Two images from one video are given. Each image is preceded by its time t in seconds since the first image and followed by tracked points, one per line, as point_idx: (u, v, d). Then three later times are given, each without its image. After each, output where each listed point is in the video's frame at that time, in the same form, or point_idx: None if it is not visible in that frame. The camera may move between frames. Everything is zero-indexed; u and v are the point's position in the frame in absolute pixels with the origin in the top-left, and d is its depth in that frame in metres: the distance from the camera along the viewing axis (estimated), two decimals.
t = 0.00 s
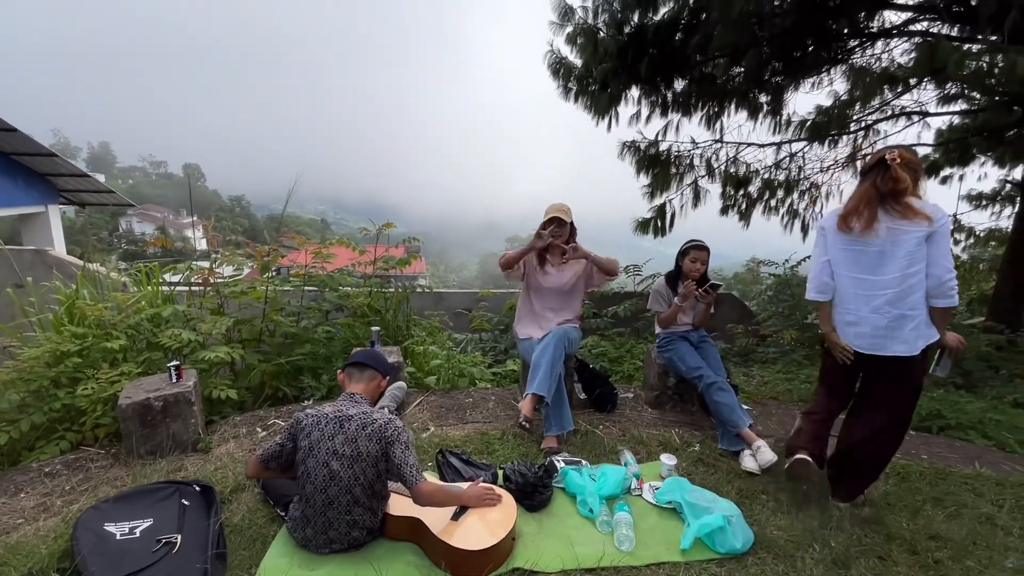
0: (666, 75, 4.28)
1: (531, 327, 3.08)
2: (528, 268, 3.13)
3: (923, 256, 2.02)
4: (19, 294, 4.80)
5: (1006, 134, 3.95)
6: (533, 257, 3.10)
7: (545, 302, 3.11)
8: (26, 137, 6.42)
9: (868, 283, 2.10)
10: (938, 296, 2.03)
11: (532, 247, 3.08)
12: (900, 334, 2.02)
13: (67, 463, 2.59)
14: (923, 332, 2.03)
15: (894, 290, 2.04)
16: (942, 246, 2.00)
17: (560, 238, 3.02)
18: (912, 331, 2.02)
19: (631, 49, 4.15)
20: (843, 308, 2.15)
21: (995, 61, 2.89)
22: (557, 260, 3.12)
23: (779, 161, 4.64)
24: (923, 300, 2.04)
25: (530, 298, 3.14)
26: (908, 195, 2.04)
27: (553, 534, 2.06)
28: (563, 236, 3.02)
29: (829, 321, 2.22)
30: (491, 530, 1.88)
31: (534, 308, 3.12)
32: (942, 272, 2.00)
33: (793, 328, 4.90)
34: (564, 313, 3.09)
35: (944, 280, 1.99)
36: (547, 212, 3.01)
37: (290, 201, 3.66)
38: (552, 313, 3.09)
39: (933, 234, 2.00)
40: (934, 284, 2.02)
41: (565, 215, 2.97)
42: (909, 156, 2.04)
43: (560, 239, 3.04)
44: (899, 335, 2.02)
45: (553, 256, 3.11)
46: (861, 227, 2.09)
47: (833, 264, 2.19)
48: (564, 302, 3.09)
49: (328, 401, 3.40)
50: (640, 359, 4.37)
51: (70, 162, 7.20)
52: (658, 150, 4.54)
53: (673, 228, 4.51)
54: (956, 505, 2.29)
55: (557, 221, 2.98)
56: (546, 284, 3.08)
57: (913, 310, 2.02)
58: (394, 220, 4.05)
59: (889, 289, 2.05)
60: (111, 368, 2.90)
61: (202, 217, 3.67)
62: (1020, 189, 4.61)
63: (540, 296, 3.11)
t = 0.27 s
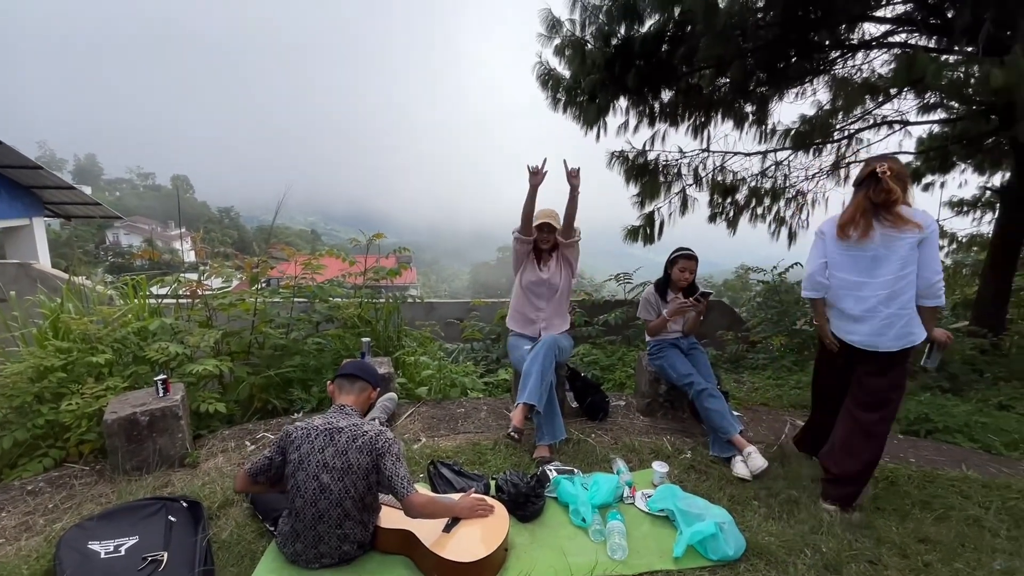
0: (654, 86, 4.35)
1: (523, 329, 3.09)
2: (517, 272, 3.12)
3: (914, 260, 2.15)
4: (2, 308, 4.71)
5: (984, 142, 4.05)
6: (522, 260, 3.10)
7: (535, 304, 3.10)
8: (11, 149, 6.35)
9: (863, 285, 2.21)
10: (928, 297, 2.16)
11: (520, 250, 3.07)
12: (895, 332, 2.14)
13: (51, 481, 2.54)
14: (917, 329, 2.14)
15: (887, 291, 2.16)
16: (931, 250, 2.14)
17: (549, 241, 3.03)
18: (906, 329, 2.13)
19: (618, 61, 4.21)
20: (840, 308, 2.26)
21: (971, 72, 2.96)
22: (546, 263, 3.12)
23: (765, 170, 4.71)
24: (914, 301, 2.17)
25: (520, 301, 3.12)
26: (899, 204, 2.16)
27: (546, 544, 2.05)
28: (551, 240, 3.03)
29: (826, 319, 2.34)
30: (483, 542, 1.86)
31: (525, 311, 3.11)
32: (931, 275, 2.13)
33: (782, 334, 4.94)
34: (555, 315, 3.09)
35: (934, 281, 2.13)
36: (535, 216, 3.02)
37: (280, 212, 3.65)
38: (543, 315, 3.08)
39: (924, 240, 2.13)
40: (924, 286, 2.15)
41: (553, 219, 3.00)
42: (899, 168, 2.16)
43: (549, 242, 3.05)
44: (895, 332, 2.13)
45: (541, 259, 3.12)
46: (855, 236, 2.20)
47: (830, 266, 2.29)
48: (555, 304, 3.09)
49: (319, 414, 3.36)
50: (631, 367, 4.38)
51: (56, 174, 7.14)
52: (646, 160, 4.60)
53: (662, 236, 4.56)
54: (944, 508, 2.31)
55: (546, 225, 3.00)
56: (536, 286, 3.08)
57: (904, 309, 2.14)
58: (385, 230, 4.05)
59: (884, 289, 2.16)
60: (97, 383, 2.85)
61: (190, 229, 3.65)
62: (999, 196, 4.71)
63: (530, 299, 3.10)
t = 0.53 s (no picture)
0: (645, 93, 4.38)
1: (516, 336, 3.08)
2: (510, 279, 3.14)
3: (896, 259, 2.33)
4: None
5: (970, 146, 4.12)
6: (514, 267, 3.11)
7: (527, 311, 3.10)
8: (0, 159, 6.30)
9: (847, 279, 2.45)
10: (910, 293, 2.31)
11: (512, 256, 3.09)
12: (867, 322, 2.37)
13: (40, 496, 2.50)
14: (893, 322, 2.34)
15: (867, 286, 2.38)
16: (916, 250, 2.29)
17: (538, 246, 3.04)
18: (880, 321, 2.35)
19: (609, 68, 4.25)
20: (827, 299, 2.53)
21: (955, 77, 3.01)
22: (539, 269, 3.12)
23: (756, 174, 4.76)
24: (897, 296, 2.34)
25: (514, 308, 3.13)
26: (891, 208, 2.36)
27: (542, 552, 2.04)
28: (541, 245, 3.03)
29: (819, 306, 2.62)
30: (478, 553, 1.85)
31: (518, 317, 3.11)
32: (912, 273, 2.28)
33: (775, 337, 4.97)
34: (547, 321, 3.06)
35: (914, 279, 2.28)
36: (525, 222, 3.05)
37: (273, 220, 3.64)
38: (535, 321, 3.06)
39: (906, 241, 2.29)
40: (906, 283, 2.31)
41: (542, 225, 3.02)
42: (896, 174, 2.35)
43: (539, 248, 3.05)
44: (867, 322, 2.37)
45: (533, 265, 3.13)
46: (844, 234, 2.46)
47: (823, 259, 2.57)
48: (546, 309, 3.06)
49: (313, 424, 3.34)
50: (626, 373, 4.39)
51: (46, 184, 7.08)
52: (638, 166, 4.64)
53: (655, 241, 4.58)
54: (938, 510, 2.33)
55: (535, 231, 3.02)
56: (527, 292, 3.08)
57: (881, 303, 2.34)
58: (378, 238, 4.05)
59: (864, 284, 2.39)
60: (87, 395, 2.82)
61: (182, 238, 3.63)
62: (985, 198, 4.79)
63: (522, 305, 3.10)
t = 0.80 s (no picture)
0: (640, 96, 4.39)
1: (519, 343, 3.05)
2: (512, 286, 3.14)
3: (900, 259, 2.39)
4: None
5: (963, 147, 4.15)
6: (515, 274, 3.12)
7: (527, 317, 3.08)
8: None
9: (854, 277, 2.55)
10: (910, 293, 2.34)
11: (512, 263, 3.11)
12: (865, 318, 2.48)
13: (35, 505, 2.48)
14: (894, 319, 2.42)
15: (869, 284, 2.47)
16: (918, 250, 2.33)
17: (537, 252, 3.04)
18: (878, 317, 2.44)
19: (604, 71, 4.26)
20: (835, 296, 2.65)
21: (948, 79, 3.03)
22: (539, 275, 3.13)
23: (751, 176, 4.78)
24: (899, 295, 2.41)
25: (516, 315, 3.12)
26: (899, 210, 2.43)
27: (542, 557, 2.04)
28: (540, 251, 3.04)
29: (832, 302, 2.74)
30: (478, 558, 1.84)
31: (521, 324, 3.09)
32: (912, 275, 2.33)
33: (772, 338, 4.99)
34: (549, 326, 3.04)
35: (912, 277, 2.32)
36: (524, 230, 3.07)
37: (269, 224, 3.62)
38: (538, 327, 3.05)
39: (910, 243, 2.35)
40: (907, 283, 2.36)
41: (540, 231, 3.03)
42: (907, 177, 2.41)
43: (539, 254, 3.06)
44: (866, 319, 2.48)
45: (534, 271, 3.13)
46: (854, 235, 2.57)
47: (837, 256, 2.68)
48: (548, 315, 3.04)
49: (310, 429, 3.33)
50: (624, 375, 4.39)
51: (41, 191, 7.05)
52: (634, 168, 4.65)
53: (652, 243, 4.59)
54: (936, 510, 2.34)
55: (534, 237, 3.03)
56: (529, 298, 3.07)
57: (881, 301, 2.43)
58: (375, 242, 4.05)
59: (865, 282, 2.49)
60: (82, 403, 2.80)
61: (177, 244, 3.61)
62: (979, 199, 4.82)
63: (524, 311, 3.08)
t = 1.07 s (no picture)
0: (640, 94, 4.39)
1: (517, 338, 3.10)
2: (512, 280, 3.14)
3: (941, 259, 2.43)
4: None
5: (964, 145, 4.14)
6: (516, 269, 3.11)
7: (527, 312, 3.09)
8: None
9: (895, 276, 2.60)
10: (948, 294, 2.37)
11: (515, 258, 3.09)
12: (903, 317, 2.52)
13: (37, 505, 2.48)
14: (933, 320, 2.44)
15: (909, 283, 2.51)
16: (958, 251, 2.36)
17: (541, 249, 3.03)
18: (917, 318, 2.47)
19: (604, 70, 4.25)
20: (876, 296, 2.70)
21: (949, 76, 3.02)
22: (540, 271, 3.13)
23: (752, 174, 4.77)
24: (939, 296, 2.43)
25: (514, 310, 3.13)
26: (942, 209, 2.45)
27: (544, 555, 2.03)
28: (545, 248, 3.03)
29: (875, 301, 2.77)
30: (480, 554, 1.84)
31: (518, 319, 3.11)
32: (950, 275, 2.37)
33: (773, 337, 4.98)
34: (548, 324, 3.07)
35: (951, 278, 2.36)
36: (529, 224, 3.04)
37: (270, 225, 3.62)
38: (537, 324, 3.08)
39: (950, 244, 2.38)
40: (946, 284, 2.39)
41: (546, 227, 3.01)
42: (950, 176, 2.45)
43: (543, 250, 3.05)
44: (905, 319, 2.52)
45: (535, 267, 3.13)
46: (895, 234, 2.62)
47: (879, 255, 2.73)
48: (548, 313, 3.07)
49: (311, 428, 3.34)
50: (625, 374, 4.39)
51: (42, 192, 7.06)
52: (635, 167, 4.65)
53: (653, 242, 4.59)
54: (938, 507, 2.33)
55: (539, 233, 3.01)
56: (529, 294, 3.08)
57: (920, 301, 2.47)
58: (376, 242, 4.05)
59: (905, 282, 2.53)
60: (84, 403, 2.80)
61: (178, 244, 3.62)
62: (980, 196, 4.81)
63: (523, 307, 3.10)
